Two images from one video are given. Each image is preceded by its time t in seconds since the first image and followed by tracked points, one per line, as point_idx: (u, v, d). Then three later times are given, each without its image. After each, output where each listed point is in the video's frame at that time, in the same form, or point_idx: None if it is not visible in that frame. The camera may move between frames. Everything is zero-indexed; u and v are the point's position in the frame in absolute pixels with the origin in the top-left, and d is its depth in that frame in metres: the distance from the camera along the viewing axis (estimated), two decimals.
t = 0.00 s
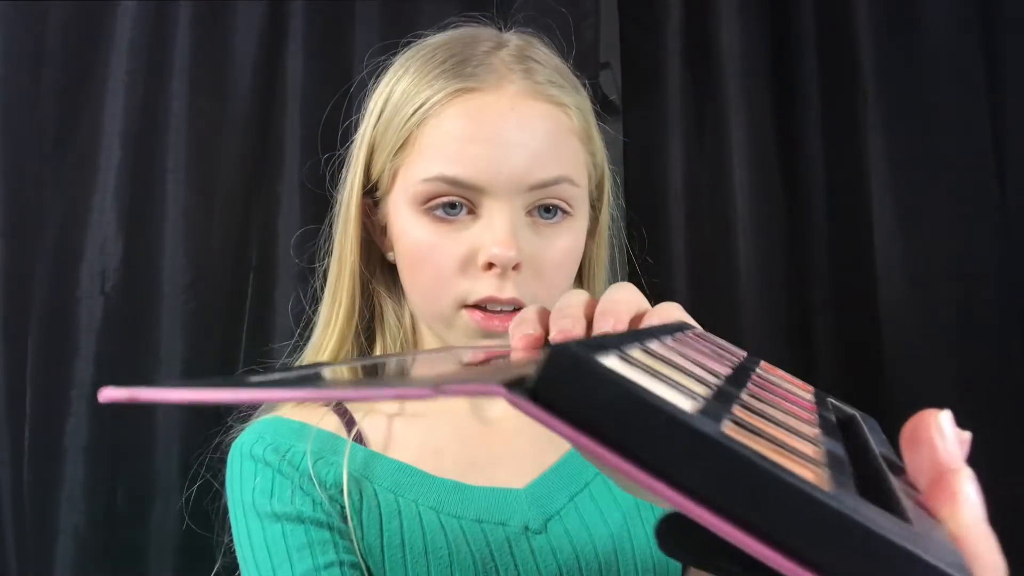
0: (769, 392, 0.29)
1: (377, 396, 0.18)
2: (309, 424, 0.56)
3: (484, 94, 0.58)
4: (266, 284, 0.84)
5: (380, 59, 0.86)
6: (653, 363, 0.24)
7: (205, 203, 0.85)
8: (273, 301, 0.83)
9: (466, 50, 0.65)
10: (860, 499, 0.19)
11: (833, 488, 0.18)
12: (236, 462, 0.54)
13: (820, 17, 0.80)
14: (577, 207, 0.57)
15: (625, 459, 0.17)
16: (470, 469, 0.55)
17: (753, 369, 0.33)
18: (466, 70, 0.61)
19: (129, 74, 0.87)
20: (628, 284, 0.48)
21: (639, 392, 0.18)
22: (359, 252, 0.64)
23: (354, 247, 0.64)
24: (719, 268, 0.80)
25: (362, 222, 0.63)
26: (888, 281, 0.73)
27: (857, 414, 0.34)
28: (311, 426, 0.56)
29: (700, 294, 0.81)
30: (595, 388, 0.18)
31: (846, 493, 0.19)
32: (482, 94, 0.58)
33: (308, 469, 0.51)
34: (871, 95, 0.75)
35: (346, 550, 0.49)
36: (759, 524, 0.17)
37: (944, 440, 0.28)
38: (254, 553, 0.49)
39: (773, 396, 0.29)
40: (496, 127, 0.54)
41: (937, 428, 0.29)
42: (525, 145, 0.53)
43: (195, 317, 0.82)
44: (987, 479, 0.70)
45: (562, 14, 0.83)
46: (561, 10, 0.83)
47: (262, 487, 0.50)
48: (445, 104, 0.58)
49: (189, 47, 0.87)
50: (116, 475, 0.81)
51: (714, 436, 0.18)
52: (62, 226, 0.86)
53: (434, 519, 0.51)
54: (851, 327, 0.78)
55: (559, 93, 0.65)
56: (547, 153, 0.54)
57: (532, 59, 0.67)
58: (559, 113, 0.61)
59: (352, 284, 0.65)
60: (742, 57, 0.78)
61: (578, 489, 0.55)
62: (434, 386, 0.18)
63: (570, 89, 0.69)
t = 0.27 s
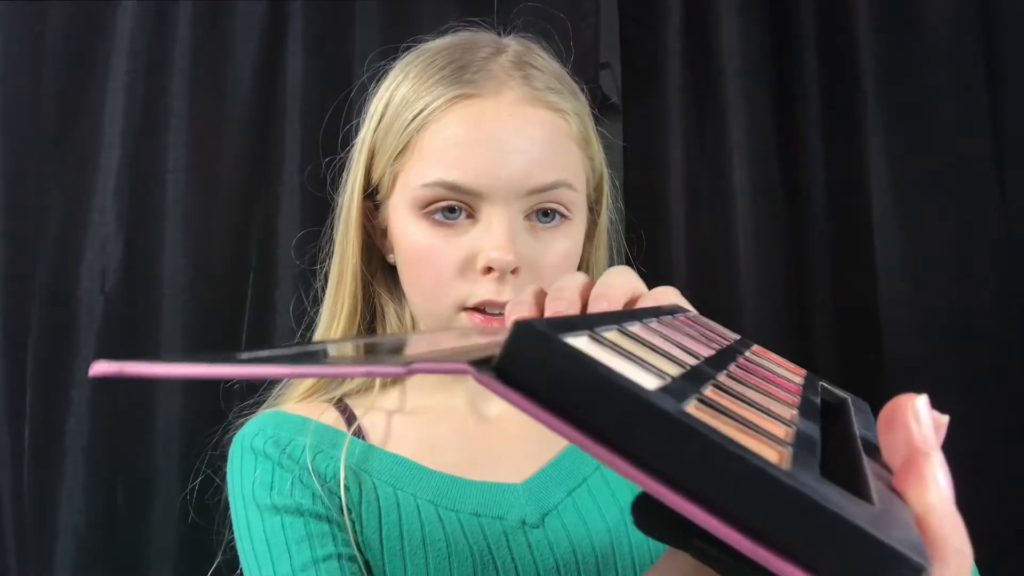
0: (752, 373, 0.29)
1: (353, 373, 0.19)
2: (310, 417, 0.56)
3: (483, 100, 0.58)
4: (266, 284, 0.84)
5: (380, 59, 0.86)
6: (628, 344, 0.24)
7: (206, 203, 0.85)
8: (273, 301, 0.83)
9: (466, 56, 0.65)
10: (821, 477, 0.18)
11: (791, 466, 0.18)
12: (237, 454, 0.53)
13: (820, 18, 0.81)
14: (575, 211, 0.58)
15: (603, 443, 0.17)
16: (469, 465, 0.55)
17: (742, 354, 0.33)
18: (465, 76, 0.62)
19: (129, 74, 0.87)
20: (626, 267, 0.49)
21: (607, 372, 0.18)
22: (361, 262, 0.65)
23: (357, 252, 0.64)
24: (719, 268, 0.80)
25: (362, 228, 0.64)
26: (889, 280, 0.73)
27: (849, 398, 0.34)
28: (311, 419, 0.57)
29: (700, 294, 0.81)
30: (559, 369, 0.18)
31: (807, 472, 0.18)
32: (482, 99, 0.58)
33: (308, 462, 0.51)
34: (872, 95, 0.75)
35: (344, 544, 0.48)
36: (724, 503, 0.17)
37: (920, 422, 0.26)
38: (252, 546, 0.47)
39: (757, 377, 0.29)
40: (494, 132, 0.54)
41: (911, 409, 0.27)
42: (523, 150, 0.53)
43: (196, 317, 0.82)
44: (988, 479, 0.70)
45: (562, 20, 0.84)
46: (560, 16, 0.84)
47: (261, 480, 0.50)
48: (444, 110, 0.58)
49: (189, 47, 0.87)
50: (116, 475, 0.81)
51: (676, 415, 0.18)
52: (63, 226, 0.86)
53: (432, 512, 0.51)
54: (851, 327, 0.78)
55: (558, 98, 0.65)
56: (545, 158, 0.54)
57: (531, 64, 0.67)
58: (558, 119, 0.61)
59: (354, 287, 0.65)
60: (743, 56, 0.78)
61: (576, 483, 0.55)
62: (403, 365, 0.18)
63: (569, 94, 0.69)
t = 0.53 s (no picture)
0: (741, 384, 0.29)
1: (341, 362, 0.19)
2: (311, 416, 0.56)
3: (486, 106, 0.58)
4: (266, 284, 0.84)
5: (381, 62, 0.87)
6: (620, 352, 0.24)
7: (206, 203, 0.85)
8: (272, 301, 0.83)
9: (467, 61, 0.65)
10: (790, 494, 0.18)
11: (761, 482, 0.18)
12: (239, 451, 0.53)
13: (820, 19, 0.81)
14: (575, 215, 0.58)
15: (579, 452, 0.18)
16: (468, 462, 0.55)
17: (735, 363, 0.33)
18: (467, 81, 0.62)
19: (129, 73, 0.86)
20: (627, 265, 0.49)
21: (588, 382, 0.18)
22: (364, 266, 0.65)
23: (359, 258, 0.64)
24: (719, 268, 0.80)
25: (363, 229, 0.64)
26: (889, 281, 0.73)
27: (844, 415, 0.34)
28: (314, 416, 0.56)
29: (700, 294, 0.81)
30: (542, 373, 0.18)
31: (777, 489, 0.18)
32: (484, 105, 0.58)
33: (308, 460, 0.51)
34: (872, 95, 0.75)
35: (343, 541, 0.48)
36: (690, 516, 0.17)
37: (899, 440, 0.26)
38: (252, 544, 0.47)
39: (746, 388, 0.29)
40: (496, 138, 0.54)
41: (891, 427, 0.27)
42: (525, 156, 0.53)
43: (196, 317, 0.82)
44: (987, 479, 0.70)
45: (563, 26, 0.83)
46: (562, 21, 0.83)
47: (262, 476, 0.50)
48: (446, 115, 0.58)
49: (190, 47, 0.87)
50: (116, 475, 0.81)
51: (650, 428, 0.18)
52: (63, 226, 0.86)
53: (431, 508, 0.51)
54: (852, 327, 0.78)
55: (558, 104, 0.65)
56: (547, 164, 0.54)
57: (532, 68, 0.67)
58: (559, 125, 0.61)
59: (356, 289, 0.65)
60: (742, 57, 0.78)
61: (575, 481, 0.55)
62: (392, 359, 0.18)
63: (569, 99, 0.69)
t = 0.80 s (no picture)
0: (736, 388, 0.29)
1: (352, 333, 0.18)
2: (312, 416, 0.56)
3: (488, 108, 0.58)
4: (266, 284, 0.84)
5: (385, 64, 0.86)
6: (621, 346, 0.24)
7: (205, 202, 0.84)
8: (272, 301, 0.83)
9: (470, 64, 0.65)
10: (786, 485, 0.18)
11: (759, 472, 0.18)
12: (241, 452, 0.53)
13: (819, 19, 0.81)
14: (576, 216, 0.58)
15: (585, 436, 0.18)
16: (468, 462, 0.55)
17: (730, 368, 0.33)
18: (470, 83, 0.62)
19: (129, 73, 0.86)
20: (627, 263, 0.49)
21: (596, 369, 0.18)
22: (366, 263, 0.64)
23: (361, 257, 0.64)
24: (719, 268, 0.80)
25: (367, 231, 0.64)
26: (888, 281, 0.74)
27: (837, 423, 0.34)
28: (314, 416, 0.57)
29: (699, 294, 0.81)
30: (550, 359, 0.18)
31: (774, 480, 0.18)
32: (486, 107, 0.58)
33: (309, 459, 0.51)
34: (871, 96, 0.75)
35: (344, 541, 0.48)
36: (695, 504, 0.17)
37: (886, 441, 0.26)
38: (253, 544, 0.47)
39: (742, 393, 0.29)
40: (499, 139, 0.54)
41: (875, 427, 0.26)
42: (528, 158, 0.53)
43: (196, 317, 0.82)
44: (987, 479, 0.70)
45: (564, 29, 0.84)
46: (562, 25, 0.84)
47: (264, 477, 0.50)
48: (449, 117, 0.58)
49: (190, 47, 0.87)
50: (116, 475, 0.81)
51: (655, 414, 0.18)
52: (63, 226, 0.86)
53: (431, 507, 0.51)
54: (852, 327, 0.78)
55: (560, 106, 0.65)
56: (549, 165, 0.54)
57: (533, 71, 0.67)
58: (561, 128, 0.61)
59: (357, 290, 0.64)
60: (742, 58, 0.79)
61: (575, 481, 0.55)
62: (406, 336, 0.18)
63: (570, 101, 0.69)
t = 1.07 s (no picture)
0: (737, 385, 0.29)
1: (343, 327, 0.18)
2: (315, 416, 0.56)
3: (491, 109, 0.58)
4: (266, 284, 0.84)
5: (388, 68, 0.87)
6: (612, 346, 0.24)
7: (205, 203, 0.84)
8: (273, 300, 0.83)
9: (473, 65, 0.65)
10: (764, 487, 0.18)
11: (737, 474, 0.18)
12: (244, 451, 0.53)
13: (819, 20, 0.81)
14: (577, 216, 0.58)
15: (568, 437, 0.17)
16: (469, 462, 0.55)
17: (734, 363, 0.33)
18: (473, 85, 0.62)
19: (128, 73, 0.86)
20: (638, 255, 0.49)
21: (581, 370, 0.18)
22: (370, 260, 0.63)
23: (365, 254, 0.63)
24: (719, 268, 0.80)
25: (369, 232, 0.63)
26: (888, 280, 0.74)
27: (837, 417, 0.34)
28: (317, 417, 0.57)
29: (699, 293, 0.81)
30: (535, 362, 0.17)
31: (754, 482, 0.18)
32: (489, 108, 0.58)
33: (312, 458, 0.51)
34: (871, 96, 0.75)
35: (345, 539, 0.47)
36: (676, 507, 0.17)
37: (885, 442, 0.26)
38: (256, 543, 0.47)
39: (743, 389, 0.29)
40: (502, 140, 0.54)
41: (879, 426, 0.26)
42: (530, 159, 0.53)
43: (196, 317, 0.82)
44: (986, 477, 0.70)
45: (564, 32, 0.84)
46: (563, 27, 0.84)
47: (267, 476, 0.50)
48: (452, 118, 0.58)
49: (189, 47, 0.87)
50: (116, 475, 0.81)
51: (636, 417, 0.17)
52: (63, 226, 0.86)
53: (432, 507, 0.51)
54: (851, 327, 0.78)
55: (562, 108, 0.65)
56: (551, 166, 0.54)
57: (535, 72, 0.67)
58: (563, 129, 0.62)
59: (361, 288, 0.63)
60: (742, 58, 0.79)
61: (575, 481, 0.55)
62: (399, 333, 0.18)
63: (572, 103, 0.69)
